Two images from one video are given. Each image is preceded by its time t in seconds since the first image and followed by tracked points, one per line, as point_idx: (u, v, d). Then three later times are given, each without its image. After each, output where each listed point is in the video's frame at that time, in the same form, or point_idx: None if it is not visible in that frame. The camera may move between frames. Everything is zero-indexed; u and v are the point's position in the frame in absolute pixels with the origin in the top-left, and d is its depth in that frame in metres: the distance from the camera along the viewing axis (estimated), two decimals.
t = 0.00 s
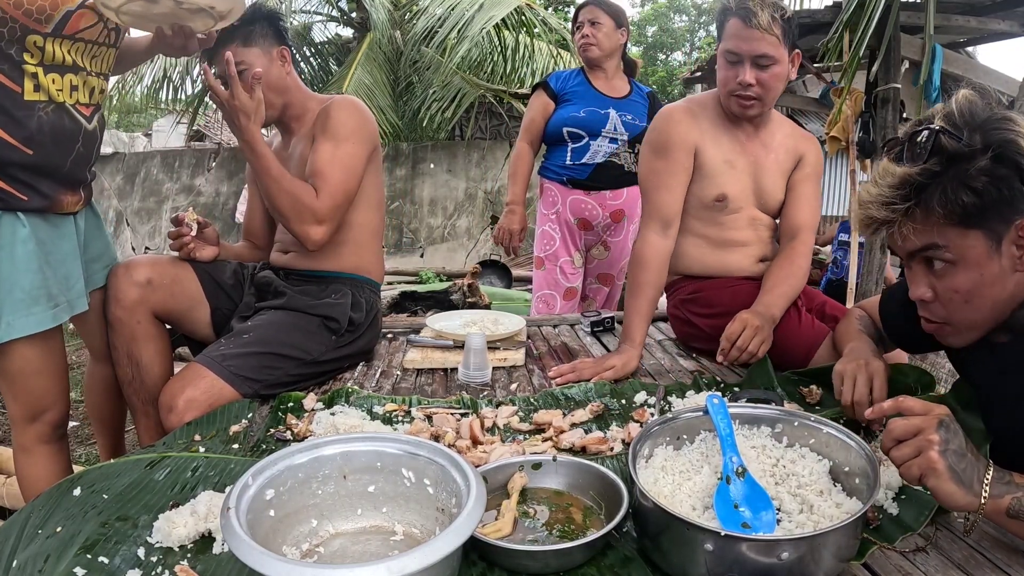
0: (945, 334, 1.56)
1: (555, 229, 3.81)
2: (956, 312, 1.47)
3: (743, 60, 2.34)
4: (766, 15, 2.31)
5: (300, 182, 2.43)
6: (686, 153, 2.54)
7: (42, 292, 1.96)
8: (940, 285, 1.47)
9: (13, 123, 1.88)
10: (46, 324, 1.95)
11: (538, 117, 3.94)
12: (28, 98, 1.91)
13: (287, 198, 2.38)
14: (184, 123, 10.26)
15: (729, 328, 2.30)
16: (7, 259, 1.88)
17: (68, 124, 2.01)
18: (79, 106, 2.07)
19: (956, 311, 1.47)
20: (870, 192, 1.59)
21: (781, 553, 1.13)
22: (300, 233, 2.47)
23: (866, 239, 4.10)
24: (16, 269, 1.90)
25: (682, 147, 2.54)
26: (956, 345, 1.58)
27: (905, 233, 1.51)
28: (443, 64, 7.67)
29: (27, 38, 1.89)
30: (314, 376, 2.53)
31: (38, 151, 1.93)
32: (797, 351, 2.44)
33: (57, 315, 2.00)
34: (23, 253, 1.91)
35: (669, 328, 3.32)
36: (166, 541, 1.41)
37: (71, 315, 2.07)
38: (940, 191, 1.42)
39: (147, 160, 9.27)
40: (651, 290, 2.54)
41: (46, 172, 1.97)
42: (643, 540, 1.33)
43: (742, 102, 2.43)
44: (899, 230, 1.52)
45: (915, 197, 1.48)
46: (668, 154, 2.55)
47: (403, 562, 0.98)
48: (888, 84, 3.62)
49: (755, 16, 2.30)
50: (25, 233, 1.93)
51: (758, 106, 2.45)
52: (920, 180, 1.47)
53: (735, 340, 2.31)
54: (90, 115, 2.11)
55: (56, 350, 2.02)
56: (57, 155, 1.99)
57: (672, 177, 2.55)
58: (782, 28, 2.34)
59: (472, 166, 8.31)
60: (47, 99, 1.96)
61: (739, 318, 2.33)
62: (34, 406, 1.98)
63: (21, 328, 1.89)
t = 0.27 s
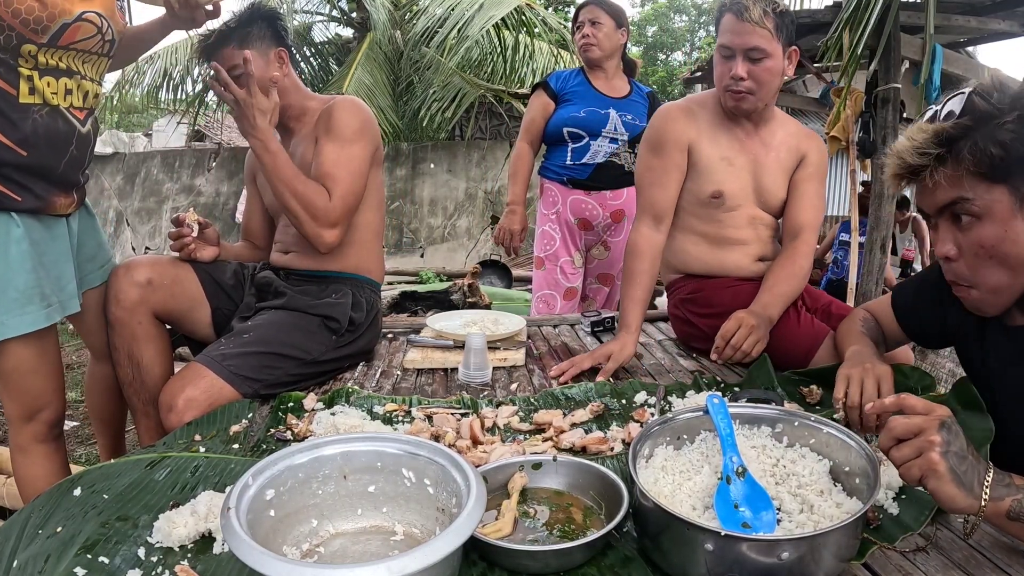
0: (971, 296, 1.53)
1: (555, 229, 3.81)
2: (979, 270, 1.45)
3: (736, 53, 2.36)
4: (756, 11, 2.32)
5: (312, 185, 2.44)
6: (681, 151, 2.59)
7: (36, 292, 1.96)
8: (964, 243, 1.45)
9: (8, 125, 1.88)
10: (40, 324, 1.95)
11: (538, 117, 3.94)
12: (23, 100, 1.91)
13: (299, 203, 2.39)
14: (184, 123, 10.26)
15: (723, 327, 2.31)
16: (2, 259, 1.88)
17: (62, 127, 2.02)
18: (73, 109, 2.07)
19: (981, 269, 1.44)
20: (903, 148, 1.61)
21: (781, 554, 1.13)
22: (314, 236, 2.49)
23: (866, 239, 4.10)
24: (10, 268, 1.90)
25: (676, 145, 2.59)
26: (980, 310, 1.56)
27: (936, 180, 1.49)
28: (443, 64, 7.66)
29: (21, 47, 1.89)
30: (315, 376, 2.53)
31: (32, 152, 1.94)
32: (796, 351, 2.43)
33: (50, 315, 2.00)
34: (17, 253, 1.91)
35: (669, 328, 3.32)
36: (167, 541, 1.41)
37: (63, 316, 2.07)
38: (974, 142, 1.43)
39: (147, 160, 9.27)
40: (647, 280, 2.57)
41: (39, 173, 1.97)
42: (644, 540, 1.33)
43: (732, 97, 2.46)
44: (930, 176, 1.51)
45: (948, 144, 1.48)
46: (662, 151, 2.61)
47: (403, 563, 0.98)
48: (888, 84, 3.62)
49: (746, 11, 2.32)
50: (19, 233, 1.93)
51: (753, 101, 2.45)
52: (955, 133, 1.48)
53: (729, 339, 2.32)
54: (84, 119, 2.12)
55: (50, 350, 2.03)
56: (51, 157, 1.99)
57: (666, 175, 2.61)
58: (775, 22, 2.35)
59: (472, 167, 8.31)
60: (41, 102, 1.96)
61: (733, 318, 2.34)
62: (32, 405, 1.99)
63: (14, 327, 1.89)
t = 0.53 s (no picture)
0: (981, 259, 1.62)
1: (556, 229, 3.81)
2: (994, 229, 1.53)
3: (729, 54, 2.38)
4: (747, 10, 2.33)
5: (360, 206, 2.52)
6: (678, 155, 2.59)
7: (35, 293, 1.96)
8: (981, 203, 1.53)
9: (7, 125, 1.88)
10: (39, 324, 1.96)
11: (538, 117, 3.94)
12: (23, 102, 1.91)
13: (359, 226, 2.50)
14: (184, 123, 10.25)
15: (729, 328, 2.31)
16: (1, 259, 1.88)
17: (61, 128, 2.02)
18: (72, 111, 2.08)
19: (995, 228, 1.53)
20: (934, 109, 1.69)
21: (782, 553, 1.13)
22: (379, 247, 2.62)
23: (867, 240, 4.10)
24: (9, 269, 1.90)
25: (673, 148, 2.59)
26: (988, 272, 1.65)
27: (958, 139, 1.58)
28: (443, 64, 7.66)
29: (22, 48, 1.89)
30: (315, 376, 2.53)
31: (31, 153, 1.94)
32: (796, 351, 2.43)
33: (48, 316, 2.00)
34: (17, 253, 1.91)
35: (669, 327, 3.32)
36: (167, 541, 1.41)
37: (59, 317, 2.07)
38: (998, 105, 1.50)
39: (147, 160, 9.27)
40: (638, 283, 2.57)
41: (38, 173, 1.97)
42: (644, 540, 1.33)
43: (728, 98, 2.46)
44: (954, 136, 1.60)
45: (972, 107, 1.56)
46: (659, 154, 2.61)
47: (404, 562, 0.98)
48: (889, 84, 3.63)
49: (738, 11, 2.33)
50: (18, 233, 1.93)
51: (750, 102, 2.45)
52: (981, 98, 1.55)
53: (735, 340, 2.32)
54: (81, 121, 2.12)
55: (49, 351, 2.04)
56: (49, 157, 1.99)
57: (663, 179, 2.60)
58: (768, 19, 2.35)
59: (472, 167, 8.31)
60: (40, 104, 1.96)
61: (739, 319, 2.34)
62: (31, 406, 1.99)
63: (11, 329, 1.89)
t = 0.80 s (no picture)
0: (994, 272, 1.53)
1: (556, 229, 3.81)
2: (1001, 240, 1.45)
3: (707, 50, 2.35)
4: (721, 7, 2.31)
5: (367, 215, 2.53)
6: (660, 158, 2.58)
7: (35, 293, 1.96)
8: (991, 211, 1.44)
9: (6, 124, 1.88)
10: (38, 325, 1.96)
11: (537, 117, 3.94)
12: (22, 101, 1.91)
13: (370, 236, 2.51)
14: (184, 123, 10.25)
15: (718, 333, 2.32)
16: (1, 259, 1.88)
17: (60, 128, 2.02)
18: (71, 112, 2.08)
19: (1002, 239, 1.44)
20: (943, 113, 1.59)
21: (781, 554, 1.13)
22: (390, 253, 2.64)
23: (867, 239, 4.10)
24: (9, 269, 1.89)
25: (655, 150, 2.58)
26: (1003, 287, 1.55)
27: (969, 145, 1.48)
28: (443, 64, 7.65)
29: (21, 46, 1.89)
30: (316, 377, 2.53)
31: (30, 152, 1.94)
32: (796, 352, 2.43)
33: (47, 317, 2.00)
34: (16, 253, 1.91)
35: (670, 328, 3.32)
36: (167, 541, 1.41)
37: (58, 318, 2.07)
38: (1010, 110, 1.41)
39: (147, 160, 9.28)
40: (621, 293, 2.53)
41: (37, 173, 1.97)
42: (645, 540, 1.33)
43: (706, 96, 2.44)
44: (964, 143, 1.49)
45: (983, 111, 1.46)
46: (642, 155, 2.60)
47: (404, 563, 0.98)
48: (889, 84, 3.64)
49: (715, 7, 2.32)
50: (18, 234, 1.92)
51: (729, 98, 2.43)
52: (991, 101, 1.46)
53: (724, 344, 2.33)
54: (80, 121, 2.13)
55: (49, 350, 2.04)
56: (49, 158, 1.99)
57: (648, 177, 2.58)
58: (744, 14, 2.33)
59: (473, 167, 8.31)
60: (39, 103, 1.96)
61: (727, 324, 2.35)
62: (32, 406, 1.99)
63: (11, 329, 1.89)
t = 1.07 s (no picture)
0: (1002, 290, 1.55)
1: (555, 229, 3.81)
2: (1017, 268, 1.46)
3: (643, 54, 2.28)
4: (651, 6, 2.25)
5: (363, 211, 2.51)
6: (624, 154, 2.62)
7: (37, 293, 1.96)
8: (1007, 241, 1.44)
9: (7, 121, 1.88)
10: (40, 325, 1.96)
11: (536, 117, 3.94)
12: (23, 98, 1.91)
13: (362, 232, 2.49)
14: (184, 123, 10.25)
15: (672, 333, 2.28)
16: (3, 258, 1.88)
17: (62, 125, 2.02)
18: (72, 109, 2.08)
19: (1018, 266, 1.45)
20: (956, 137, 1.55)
21: (782, 554, 1.13)
22: (381, 254, 2.63)
23: (867, 239, 4.10)
24: (12, 269, 1.90)
25: (617, 147, 2.62)
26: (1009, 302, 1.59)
27: (984, 179, 1.44)
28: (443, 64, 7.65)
29: (21, 41, 1.89)
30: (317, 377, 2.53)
31: (32, 150, 1.94)
32: (796, 354, 2.42)
33: (50, 317, 2.00)
34: (18, 253, 1.91)
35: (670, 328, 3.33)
36: (167, 541, 1.41)
37: (61, 318, 2.07)
38: None
39: (147, 160, 9.29)
40: (613, 298, 2.55)
41: (38, 171, 1.97)
42: (645, 540, 1.33)
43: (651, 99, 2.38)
44: (979, 177, 1.46)
45: (1001, 145, 1.42)
46: (605, 153, 2.64)
47: (404, 562, 0.98)
48: (889, 84, 3.64)
49: (642, 9, 2.26)
50: (20, 233, 1.92)
51: (674, 98, 2.36)
52: (1006, 132, 1.43)
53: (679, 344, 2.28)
54: (81, 118, 2.13)
55: (51, 350, 2.04)
56: (50, 156, 1.99)
57: (614, 176, 2.62)
58: (676, 9, 2.25)
59: (473, 167, 8.31)
60: (40, 100, 1.96)
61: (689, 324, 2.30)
62: (34, 406, 1.99)
63: (13, 329, 1.89)
